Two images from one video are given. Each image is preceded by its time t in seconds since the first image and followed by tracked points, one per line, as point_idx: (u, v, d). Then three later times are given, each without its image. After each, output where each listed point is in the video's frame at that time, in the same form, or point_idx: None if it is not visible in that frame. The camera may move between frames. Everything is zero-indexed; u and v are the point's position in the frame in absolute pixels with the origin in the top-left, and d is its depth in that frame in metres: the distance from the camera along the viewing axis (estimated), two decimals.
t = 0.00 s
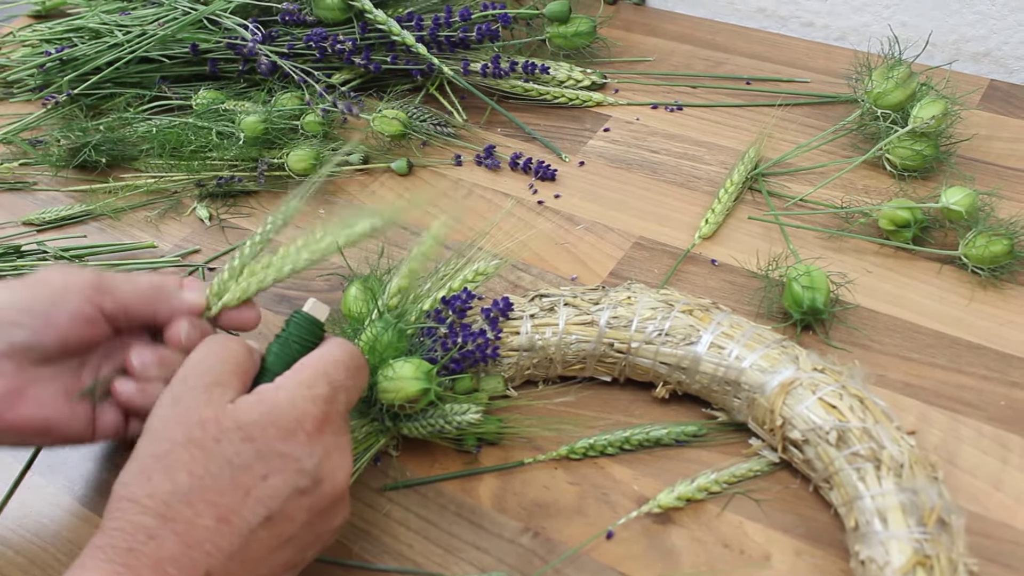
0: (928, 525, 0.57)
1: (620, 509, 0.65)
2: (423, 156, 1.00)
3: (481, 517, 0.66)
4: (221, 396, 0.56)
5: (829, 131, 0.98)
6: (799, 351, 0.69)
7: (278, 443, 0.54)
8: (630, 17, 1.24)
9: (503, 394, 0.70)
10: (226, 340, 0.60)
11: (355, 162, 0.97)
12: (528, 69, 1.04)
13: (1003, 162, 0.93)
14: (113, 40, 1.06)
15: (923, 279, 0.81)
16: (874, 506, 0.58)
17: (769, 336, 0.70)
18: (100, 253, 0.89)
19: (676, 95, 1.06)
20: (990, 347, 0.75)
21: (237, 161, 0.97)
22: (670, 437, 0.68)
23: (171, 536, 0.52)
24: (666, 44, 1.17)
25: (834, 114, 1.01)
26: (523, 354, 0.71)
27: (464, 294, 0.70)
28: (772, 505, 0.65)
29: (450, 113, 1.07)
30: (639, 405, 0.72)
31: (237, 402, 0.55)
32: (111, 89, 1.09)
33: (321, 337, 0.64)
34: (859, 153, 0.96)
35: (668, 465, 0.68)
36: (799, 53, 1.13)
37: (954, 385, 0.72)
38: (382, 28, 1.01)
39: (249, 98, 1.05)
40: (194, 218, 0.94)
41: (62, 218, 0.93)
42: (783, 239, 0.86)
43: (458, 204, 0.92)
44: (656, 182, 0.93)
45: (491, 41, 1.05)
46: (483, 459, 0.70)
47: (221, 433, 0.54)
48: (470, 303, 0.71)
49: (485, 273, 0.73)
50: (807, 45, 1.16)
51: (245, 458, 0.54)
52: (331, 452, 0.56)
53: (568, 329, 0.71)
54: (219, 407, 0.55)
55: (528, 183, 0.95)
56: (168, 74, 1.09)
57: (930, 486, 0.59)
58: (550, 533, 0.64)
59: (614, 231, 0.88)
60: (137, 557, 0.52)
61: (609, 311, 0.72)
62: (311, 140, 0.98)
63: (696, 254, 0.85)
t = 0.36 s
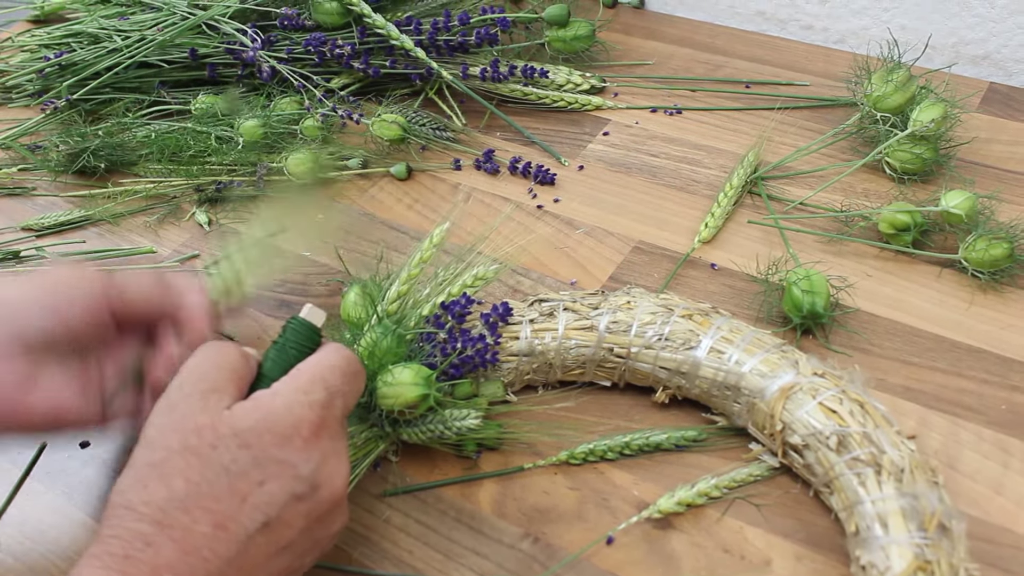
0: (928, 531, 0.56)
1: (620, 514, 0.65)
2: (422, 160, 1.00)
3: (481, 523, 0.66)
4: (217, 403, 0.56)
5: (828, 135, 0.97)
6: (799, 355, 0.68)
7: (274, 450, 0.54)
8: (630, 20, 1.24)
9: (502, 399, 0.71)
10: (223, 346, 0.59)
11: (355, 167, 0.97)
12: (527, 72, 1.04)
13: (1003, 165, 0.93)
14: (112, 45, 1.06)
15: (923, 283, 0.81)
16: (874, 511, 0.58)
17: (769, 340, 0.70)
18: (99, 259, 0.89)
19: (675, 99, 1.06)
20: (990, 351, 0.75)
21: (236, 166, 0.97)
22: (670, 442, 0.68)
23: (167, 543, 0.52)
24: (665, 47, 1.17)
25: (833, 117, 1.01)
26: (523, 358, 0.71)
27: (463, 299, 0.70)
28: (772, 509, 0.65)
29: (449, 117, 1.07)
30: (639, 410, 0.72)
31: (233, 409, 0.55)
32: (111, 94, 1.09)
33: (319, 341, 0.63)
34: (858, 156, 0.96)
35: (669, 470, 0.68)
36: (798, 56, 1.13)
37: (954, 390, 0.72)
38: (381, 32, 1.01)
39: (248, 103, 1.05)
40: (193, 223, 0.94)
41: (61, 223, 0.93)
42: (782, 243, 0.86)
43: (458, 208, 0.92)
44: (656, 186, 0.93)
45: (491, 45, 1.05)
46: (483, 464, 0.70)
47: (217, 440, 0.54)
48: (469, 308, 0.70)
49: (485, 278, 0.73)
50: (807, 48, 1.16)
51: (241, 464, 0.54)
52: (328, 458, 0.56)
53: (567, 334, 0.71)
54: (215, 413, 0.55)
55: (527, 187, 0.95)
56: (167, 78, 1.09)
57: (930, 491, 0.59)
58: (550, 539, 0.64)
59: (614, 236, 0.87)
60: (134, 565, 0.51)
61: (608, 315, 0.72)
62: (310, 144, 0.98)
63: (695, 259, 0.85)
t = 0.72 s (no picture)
0: (931, 529, 0.56)
1: (621, 512, 0.65)
2: (424, 157, 1.00)
3: (481, 520, 0.65)
4: (216, 400, 0.55)
5: (830, 133, 0.97)
6: (802, 353, 0.68)
7: (275, 447, 0.54)
8: (631, 18, 1.24)
9: (504, 396, 0.70)
10: (220, 343, 0.59)
11: (356, 163, 0.97)
12: (529, 69, 1.03)
13: (1006, 163, 0.93)
14: (112, 41, 1.06)
15: (925, 281, 0.81)
16: (876, 509, 0.58)
17: (772, 338, 0.70)
18: (99, 255, 0.88)
19: (677, 96, 1.06)
20: (993, 349, 0.74)
21: (237, 162, 0.97)
22: (672, 440, 0.67)
23: (169, 542, 0.52)
24: (667, 45, 1.16)
25: (835, 115, 1.01)
26: (524, 355, 0.71)
27: (465, 296, 0.70)
28: (775, 508, 0.64)
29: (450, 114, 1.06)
30: (641, 408, 0.72)
31: (233, 406, 0.55)
32: (111, 90, 1.08)
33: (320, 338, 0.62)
34: (860, 154, 0.96)
35: (670, 468, 0.68)
36: (800, 54, 1.13)
37: (957, 388, 0.71)
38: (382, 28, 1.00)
39: (249, 99, 1.04)
40: (193, 219, 0.93)
41: (61, 219, 0.93)
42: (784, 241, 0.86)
43: (460, 205, 0.92)
44: (657, 184, 0.93)
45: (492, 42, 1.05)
46: (483, 461, 0.69)
47: (217, 437, 0.53)
48: (471, 305, 0.70)
49: (486, 275, 0.72)
50: (808, 46, 1.15)
51: (242, 462, 0.53)
52: (328, 455, 0.56)
53: (569, 331, 0.71)
54: (214, 411, 0.54)
55: (528, 184, 0.95)
56: (168, 75, 1.09)
57: (933, 489, 0.59)
58: (551, 536, 0.64)
59: (616, 233, 0.87)
60: (136, 563, 0.51)
61: (610, 312, 0.72)
62: (311, 140, 0.98)
63: (697, 256, 0.84)
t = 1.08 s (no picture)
0: (931, 520, 0.56)
1: (622, 505, 0.65)
2: (425, 150, 1.00)
3: (482, 513, 0.66)
4: (275, 408, 0.52)
5: (831, 127, 0.97)
6: (801, 345, 0.68)
7: (333, 464, 0.52)
8: (633, 12, 1.24)
9: (503, 388, 0.70)
10: (265, 337, 0.55)
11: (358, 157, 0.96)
12: (530, 63, 1.03)
13: (1007, 158, 0.93)
14: (113, 34, 1.06)
15: (926, 275, 0.81)
16: (876, 500, 0.58)
17: (771, 330, 0.70)
18: (99, 247, 0.88)
19: (678, 90, 1.06)
20: (993, 343, 0.74)
21: (238, 155, 0.97)
22: (671, 432, 0.67)
23: (221, 551, 0.50)
24: (668, 39, 1.16)
25: (836, 109, 1.01)
26: (524, 347, 0.71)
27: (465, 288, 0.70)
28: (775, 501, 0.65)
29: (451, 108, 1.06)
30: (641, 400, 0.72)
31: (292, 416, 0.52)
32: (111, 83, 1.08)
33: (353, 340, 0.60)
34: (862, 148, 0.96)
35: (671, 461, 0.68)
36: (802, 48, 1.13)
37: (958, 382, 0.71)
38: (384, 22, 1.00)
39: (250, 92, 1.04)
40: (194, 212, 0.93)
41: (61, 212, 0.93)
42: (785, 234, 0.86)
43: (461, 199, 0.92)
44: (658, 177, 0.93)
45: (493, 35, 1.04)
46: (483, 454, 0.70)
47: (278, 448, 0.51)
48: (471, 298, 0.70)
49: (486, 267, 0.72)
50: (810, 40, 1.14)
51: (300, 477, 0.51)
52: (377, 475, 0.55)
53: (569, 323, 0.71)
54: (274, 420, 0.52)
55: (529, 178, 0.95)
56: (169, 68, 1.09)
57: (933, 480, 0.59)
58: (552, 529, 0.64)
59: (617, 226, 0.87)
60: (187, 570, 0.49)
61: (609, 305, 0.72)
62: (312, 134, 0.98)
63: (697, 250, 0.84)
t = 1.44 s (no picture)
0: (931, 514, 0.56)
1: (622, 499, 0.65)
2: (427, 146, 1.00)
3: (483, 506, 0.66)
4: (235, 386, 0.54)
5: (833, 123, 0.97)
6: (801, 341, 0.68)
7: (293, 436, 0.53)
8: (634, 8, 1.24)
9: (504, 383, 0.70)
10: (234, 325, 0.57)
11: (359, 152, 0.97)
12: (532, 59, 1.04)
13: (1008, 155, 0.93)
14: (115, 29, 1.06)
15: (927, 272, 0.81)
16: (876, 495, 0.58)
17: (772, 325, 0.70)
18: (101, 242, 0.88)
19: (679, 86, 1.06)
20: (993, 340, 0.74)
21: (240, 150, 0.97)
22: (672, 427, 0.68)
23: (186, 526, 0.51)
24: (670, 36, 1.16)
25: (837, 106, 1.01)
26: (525, 342, 0.71)
27: (466, 282, 0.71)
28: (775, 495, 0.65)
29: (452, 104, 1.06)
30: (641, 395, 0.72)
31: (251, 393, 0.54)
32: (113, 78, 1.08)
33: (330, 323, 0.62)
34: (863, 145, 0.96)
35: (672, 455, 0.68)
36: (802, 45, 1.12)
37: (958, 378, 0.71)
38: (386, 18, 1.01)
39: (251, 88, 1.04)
40: (196, 207, 0.94)
41: (63, 206, 0.93)
42: (785, 230, 0.86)
43: (462, 195, 0.92)
44: (660, 173, 0.93)
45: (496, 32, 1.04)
46: (484, 448, 0.70)
47: (235, 424, 0.52)
48: (472, 292, 0.70)
49: (487, 262, 0.73)
50: (812, 37, 1.14)
51: (259, 450, 0.52)
52: (344, 445, 0.56)
53: (569, 318, 0.71)
54: (233, 397, 0.53)
55: (531, 173, 0.95)
56: (170, 63, 1.09)
57: (932, 475, 0.59)
58: (552, 523, 0.64)
59: (618, 222, 0.87)
60: (152, 542, 0.50)
61: (610, 300, 0.72)
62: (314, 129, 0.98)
63: (698, 246, 0.84)
